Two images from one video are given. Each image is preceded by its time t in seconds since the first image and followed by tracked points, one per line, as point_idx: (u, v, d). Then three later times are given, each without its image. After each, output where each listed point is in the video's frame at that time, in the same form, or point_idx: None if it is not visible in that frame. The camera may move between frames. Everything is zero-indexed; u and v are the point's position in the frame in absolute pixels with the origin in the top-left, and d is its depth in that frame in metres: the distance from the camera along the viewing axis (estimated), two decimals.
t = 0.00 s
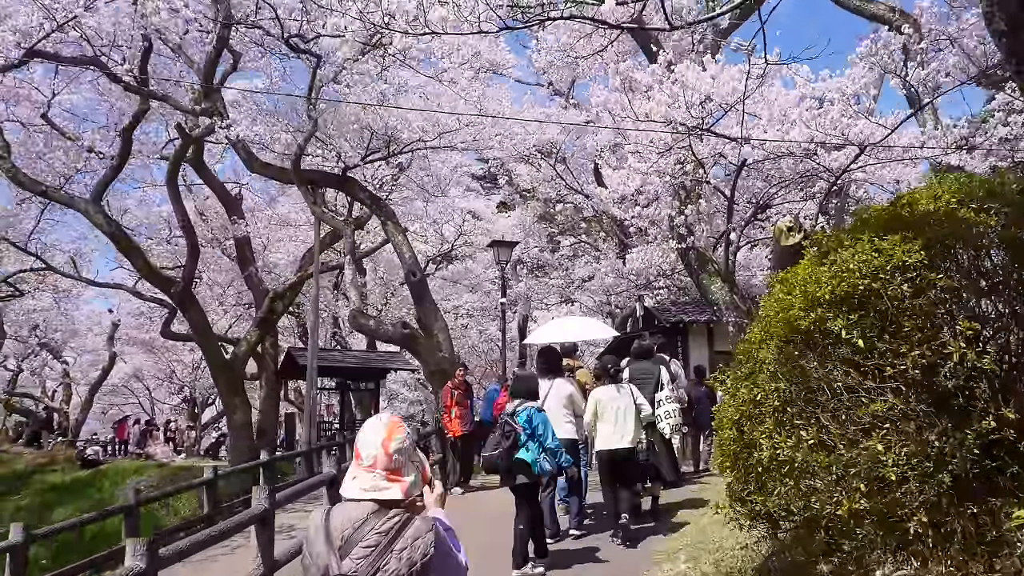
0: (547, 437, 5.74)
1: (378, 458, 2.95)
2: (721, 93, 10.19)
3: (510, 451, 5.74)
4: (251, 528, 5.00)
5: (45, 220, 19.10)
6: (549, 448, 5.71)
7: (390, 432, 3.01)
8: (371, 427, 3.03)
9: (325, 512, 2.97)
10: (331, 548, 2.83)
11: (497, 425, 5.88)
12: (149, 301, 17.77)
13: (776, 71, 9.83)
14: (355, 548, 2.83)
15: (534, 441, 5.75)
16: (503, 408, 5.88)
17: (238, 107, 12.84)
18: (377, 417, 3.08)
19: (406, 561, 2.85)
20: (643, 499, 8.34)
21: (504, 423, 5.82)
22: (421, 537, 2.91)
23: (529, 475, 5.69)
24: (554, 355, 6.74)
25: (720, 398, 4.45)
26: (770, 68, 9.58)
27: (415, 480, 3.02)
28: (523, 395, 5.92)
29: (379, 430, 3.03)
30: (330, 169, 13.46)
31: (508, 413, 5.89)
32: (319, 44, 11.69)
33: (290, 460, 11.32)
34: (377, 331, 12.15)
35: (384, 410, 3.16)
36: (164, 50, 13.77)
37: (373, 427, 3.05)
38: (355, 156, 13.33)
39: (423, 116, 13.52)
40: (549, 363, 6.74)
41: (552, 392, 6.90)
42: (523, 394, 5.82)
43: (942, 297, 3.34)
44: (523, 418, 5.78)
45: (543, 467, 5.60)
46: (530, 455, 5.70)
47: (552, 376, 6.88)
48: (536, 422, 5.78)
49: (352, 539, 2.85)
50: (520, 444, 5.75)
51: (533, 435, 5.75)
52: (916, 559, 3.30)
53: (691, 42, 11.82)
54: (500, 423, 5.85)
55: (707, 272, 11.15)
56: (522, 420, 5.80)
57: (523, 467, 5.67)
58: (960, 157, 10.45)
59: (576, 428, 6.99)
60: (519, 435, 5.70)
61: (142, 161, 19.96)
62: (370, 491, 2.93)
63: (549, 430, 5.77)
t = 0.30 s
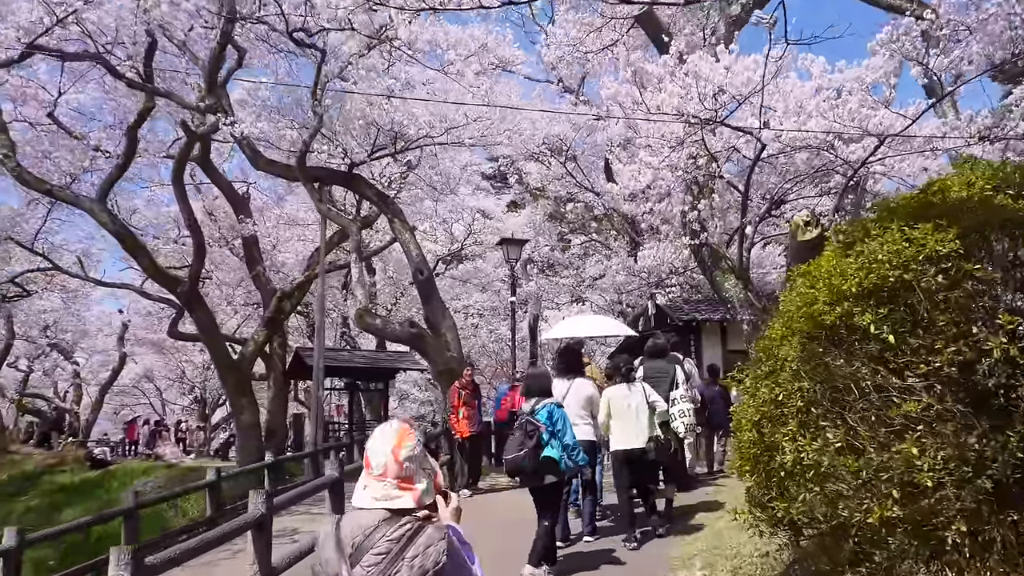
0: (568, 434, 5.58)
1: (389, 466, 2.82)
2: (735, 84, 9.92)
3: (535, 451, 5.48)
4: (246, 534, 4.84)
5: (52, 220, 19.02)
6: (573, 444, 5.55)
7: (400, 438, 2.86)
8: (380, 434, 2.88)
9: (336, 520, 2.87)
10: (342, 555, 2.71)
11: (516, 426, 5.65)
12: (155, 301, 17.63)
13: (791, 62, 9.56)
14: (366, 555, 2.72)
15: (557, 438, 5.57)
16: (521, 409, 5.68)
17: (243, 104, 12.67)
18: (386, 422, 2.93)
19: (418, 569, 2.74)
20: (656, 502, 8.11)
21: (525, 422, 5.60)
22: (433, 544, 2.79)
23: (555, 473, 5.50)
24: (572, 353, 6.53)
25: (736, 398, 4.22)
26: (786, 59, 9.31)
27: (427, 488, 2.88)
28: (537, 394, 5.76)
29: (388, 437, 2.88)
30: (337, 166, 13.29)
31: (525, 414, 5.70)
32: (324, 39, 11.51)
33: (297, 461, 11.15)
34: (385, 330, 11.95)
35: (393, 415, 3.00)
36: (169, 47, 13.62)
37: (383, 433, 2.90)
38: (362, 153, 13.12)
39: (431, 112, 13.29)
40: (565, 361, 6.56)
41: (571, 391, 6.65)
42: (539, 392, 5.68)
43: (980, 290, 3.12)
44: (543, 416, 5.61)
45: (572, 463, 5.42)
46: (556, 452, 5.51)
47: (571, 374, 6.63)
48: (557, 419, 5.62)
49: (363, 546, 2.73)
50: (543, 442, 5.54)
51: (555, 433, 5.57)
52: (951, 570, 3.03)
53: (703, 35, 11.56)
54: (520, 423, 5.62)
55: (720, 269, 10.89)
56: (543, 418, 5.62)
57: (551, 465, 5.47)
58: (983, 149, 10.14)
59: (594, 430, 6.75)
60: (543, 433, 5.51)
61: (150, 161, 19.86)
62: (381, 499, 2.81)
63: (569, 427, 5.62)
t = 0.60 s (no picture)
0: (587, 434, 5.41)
1: (427, 460, 2.76)
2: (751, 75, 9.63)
3: (556, 452, 5.25)
4: (243, 544, 4.61)
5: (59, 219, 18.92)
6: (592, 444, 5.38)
7: (437, 431, 2.81)
8: (416, 427, 2.83)
9: (372, 513, 2.83)
10: (380, 549, 2.71)
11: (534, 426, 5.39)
12: (161, 301, 17.46)
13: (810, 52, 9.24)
14: (404, 551, 2.69)
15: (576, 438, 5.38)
16: (537, 409, 5.44)
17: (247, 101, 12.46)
18: (421, 415, 2.88)
19: (457, 567, 2.69)
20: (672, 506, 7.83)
21: (542, 422, 5.37)
22: (471, 542, 2.75)
23: (576, 474, 5.30)
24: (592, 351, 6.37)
25: (758, 402, 3.96)
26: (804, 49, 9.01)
27: (464, 481, 2.84)
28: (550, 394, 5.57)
29: (425, 429, 2.83)
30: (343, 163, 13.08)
31: (540, 414, 5.48)
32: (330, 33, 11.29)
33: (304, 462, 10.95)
34: (392, 329, 11.70)
35: (428, 407, 2.95)
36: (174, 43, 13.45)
37: (418, 426, 2.84)
38: (368, 149, 12.86)
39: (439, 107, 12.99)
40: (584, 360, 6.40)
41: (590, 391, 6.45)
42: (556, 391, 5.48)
43: None
44: (560, 415, 5.40)
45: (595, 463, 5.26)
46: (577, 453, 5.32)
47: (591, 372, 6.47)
48: (574, 417, 5.41)
49: (402, 541, 2.71)
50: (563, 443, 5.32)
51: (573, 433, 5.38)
52: None
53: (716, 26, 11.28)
54: (537, 423, 5.37)
55: (735, 266, 10.61)
56: (560, 417, 5.40)
57: (573, 466, 5.28)
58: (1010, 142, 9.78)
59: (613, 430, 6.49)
60: (563, 433, 5.30)
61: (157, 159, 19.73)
62: (419, 493, 2.76)
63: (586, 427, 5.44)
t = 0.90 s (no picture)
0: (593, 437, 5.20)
1: (420, 474, 2.49)
2: (759, 67, 9.38)
3: (565, 457, 5.06)
4: (223, 555, 4.37)
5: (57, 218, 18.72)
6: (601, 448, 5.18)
7: (430, 444, 2.55)
8: (407, 440, 2.55)
9: (361, 529, 2.56)
10: (371, 566, 2.43)
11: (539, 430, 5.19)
12: (159, 300, 17.23)
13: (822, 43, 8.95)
14: (396, 568, 2.42)
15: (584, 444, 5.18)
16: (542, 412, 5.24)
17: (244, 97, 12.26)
18: (411, 428, 2.61)
19: None
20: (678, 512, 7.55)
21: (549, 427, 5.16)
22: (465, 558, 2.47)
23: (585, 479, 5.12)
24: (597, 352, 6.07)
25: (774, 409, 3.73)
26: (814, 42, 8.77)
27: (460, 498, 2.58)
28: (556, 396, 5.33)
29: (417, 443, 2.55)
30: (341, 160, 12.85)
31: (546, 416, 5.25)
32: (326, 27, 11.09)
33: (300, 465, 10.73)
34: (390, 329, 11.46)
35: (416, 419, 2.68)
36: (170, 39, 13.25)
37: (408, 439, 2.57)
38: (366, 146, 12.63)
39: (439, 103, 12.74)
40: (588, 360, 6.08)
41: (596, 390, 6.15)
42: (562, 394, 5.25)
43: None
44: (568, 420, 5.19)
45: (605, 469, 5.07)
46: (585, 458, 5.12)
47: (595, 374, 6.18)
48: (582, 422, 5.20)
49: (393, 558, 2.43)
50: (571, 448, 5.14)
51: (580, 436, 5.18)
52: None
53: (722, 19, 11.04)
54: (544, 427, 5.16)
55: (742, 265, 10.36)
56: (568, 421, 5.19)
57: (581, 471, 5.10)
58: None
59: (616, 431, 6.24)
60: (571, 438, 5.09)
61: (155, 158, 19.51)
62: (412, 508, 2.49)
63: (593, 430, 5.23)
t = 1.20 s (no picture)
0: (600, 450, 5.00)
1: (381, 463, 2.45)
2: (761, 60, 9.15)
3: (567, 468, 4.86)
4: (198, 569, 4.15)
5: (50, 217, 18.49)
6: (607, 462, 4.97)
7: (390, 432, 2.52)
8: (367, 429, 2.52)
9: (326, 525, 2.52)
10: (334, 561, 2.38)
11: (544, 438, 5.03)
12: (153, 300, 16.99)
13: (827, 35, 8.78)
14: (359, 560, 2.36)
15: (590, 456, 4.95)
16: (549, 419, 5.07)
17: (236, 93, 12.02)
18: (370, 418, 2.58)
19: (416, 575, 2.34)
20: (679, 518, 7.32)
21: (553, 435, 4.99)
22: (430, 546, 2.40)
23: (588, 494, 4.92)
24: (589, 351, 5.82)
25: (783, 415, 3.51)
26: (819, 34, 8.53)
27: (426, 486, 2.54)
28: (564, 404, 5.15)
29: (376, 431, 2.52)
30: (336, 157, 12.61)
31: (552, 424, 5.08)
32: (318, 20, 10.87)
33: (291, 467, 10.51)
34: (384, 330, 11.23)
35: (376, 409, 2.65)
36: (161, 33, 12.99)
37: (369, 430, 2.53)
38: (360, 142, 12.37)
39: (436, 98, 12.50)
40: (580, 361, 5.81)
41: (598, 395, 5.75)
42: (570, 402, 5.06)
43: None
44: (574, 429, 4.98)
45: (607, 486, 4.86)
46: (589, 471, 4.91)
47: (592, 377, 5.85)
48: (589, 433, 4.98)
49: (356, 549, 2.38)
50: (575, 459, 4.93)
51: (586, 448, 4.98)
52: None
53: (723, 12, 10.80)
54: (549, 435, 4.99)
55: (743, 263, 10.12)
56: (574, 431, 4.99)
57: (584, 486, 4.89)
58: None
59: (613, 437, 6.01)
60: (575, 449, 4.90)
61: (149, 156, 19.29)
62: (376, 499, 2.45)
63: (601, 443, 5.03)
